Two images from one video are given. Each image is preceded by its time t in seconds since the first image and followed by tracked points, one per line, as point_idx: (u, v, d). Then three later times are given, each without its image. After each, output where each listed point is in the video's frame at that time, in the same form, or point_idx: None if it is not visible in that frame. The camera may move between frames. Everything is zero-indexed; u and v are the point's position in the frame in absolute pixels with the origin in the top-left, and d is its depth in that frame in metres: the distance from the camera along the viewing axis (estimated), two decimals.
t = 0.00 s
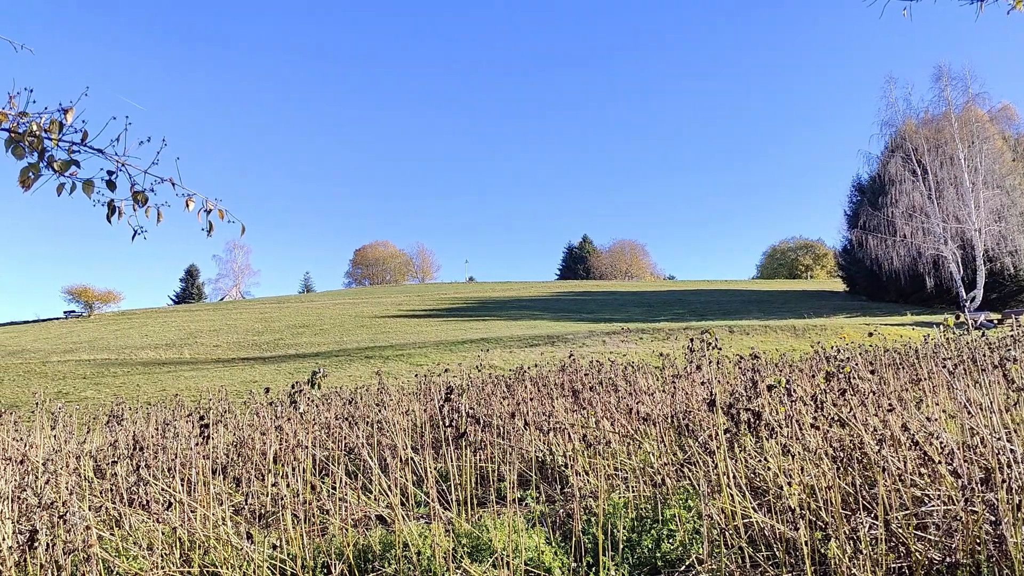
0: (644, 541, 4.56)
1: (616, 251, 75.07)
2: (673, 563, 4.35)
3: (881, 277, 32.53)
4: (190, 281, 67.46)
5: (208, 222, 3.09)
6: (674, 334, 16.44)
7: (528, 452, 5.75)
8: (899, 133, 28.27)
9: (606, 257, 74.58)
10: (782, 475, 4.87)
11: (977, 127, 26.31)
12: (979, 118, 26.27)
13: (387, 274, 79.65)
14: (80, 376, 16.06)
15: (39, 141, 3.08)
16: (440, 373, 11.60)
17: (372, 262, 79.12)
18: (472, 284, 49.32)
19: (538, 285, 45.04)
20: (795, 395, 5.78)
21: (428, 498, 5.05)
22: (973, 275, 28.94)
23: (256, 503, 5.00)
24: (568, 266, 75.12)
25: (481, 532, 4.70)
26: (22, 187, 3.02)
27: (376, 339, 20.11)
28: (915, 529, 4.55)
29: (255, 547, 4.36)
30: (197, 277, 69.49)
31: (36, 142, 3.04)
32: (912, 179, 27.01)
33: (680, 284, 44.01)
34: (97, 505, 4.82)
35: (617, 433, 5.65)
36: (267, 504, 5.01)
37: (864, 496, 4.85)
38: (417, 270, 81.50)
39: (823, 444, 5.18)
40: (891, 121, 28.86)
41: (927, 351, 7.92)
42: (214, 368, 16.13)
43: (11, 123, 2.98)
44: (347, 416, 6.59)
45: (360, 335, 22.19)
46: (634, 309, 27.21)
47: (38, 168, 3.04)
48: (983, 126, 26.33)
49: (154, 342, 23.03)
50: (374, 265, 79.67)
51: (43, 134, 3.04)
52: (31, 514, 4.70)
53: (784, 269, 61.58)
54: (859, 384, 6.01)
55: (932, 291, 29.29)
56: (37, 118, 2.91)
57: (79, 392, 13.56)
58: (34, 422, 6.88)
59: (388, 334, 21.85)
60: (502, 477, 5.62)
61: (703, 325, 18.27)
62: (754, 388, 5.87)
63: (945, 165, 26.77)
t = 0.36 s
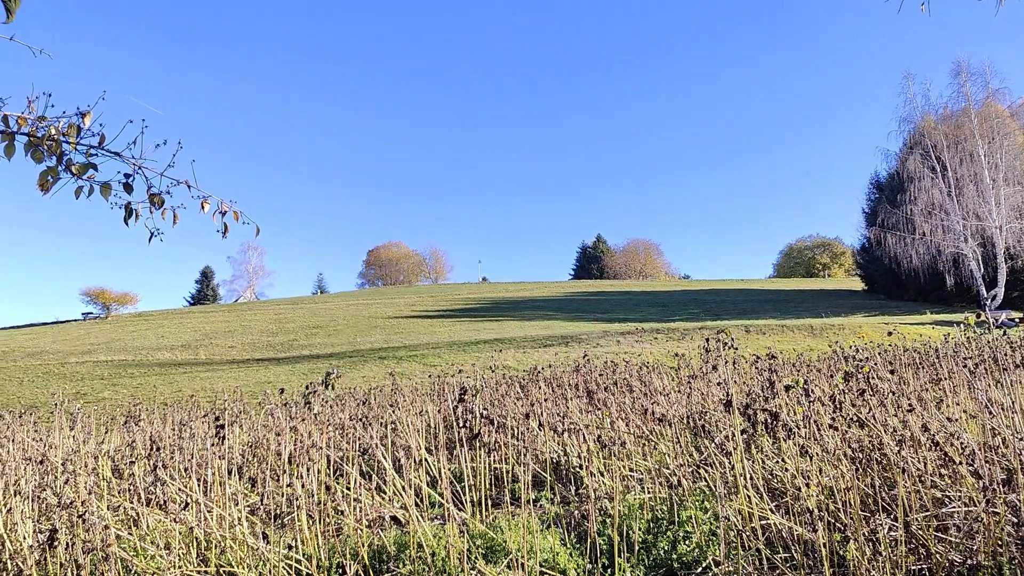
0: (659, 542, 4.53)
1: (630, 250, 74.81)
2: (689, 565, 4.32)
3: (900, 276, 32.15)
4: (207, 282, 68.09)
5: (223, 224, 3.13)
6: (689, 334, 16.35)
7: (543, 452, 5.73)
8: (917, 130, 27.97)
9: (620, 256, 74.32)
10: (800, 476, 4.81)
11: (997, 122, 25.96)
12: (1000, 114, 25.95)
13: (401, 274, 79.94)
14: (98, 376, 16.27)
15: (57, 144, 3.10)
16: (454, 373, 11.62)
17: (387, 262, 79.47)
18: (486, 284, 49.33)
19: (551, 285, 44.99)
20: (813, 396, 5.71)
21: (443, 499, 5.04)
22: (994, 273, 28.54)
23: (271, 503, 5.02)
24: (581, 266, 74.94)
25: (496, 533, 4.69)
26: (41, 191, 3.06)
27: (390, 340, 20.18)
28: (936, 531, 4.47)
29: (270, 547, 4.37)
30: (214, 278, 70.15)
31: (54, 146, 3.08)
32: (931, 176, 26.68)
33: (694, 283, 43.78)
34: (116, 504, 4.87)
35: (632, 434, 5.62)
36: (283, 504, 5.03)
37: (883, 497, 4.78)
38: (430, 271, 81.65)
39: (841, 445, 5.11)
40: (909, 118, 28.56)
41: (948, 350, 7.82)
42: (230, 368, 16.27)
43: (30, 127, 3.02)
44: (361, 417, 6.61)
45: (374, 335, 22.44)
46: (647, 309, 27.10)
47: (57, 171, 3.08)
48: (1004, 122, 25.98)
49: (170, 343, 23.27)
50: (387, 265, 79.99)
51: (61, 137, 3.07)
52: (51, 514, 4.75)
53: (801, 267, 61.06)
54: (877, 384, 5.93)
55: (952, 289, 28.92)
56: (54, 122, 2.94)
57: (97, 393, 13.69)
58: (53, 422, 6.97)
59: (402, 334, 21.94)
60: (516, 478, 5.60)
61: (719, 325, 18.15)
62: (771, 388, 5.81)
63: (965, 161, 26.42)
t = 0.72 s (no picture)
0: (674, 542, 4.54)
1: (643, 250, 74.58)
2: (703, 564, 4.32)
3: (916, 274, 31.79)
4: (222, 284, 68.62)
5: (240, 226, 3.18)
6: (702, 333, 16.28)
7: (557, 451, 5.73)
8: (933, 127, 27.68)
9: (632, 256, 74.05)
10: (815, 476, 4.79)
11: (1015, 118, 25.58)
12: (1018, 109, 25.58)
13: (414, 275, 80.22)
14: (116, 377, 16.45)
15: (77, 149, 3.15)
16: (467, 373, 11.65)
17: (400, 263, 79.80)
18: (498, 284, 49.33)
19: (563, 285, 44.91)
20: (829, 395, 5.68)
21: (457, 498, 5.06)
22: (1012, 270, 28.16)
23: (287, 502, 5.07)
24: (594, 266, 74.75)
25: (510, 531, 4.70)
26: (62, 195, 3.11)
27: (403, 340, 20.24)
28: (952, 531, 4.44)
29: (287, 545, 4.42)
30: (229, 279, 70.72)
31: (74, 150, 3.13)
32: (948, 173, 26.32)
33: (707, 283, 43.54)
34: (135, 503, 4.93)
35: (646, 433, 5.60)
36: (299, 503, 5.07)
37: (900, 497, 4.74)
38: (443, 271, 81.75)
39: (857, 444, 5.08)
40: (925, 114, 28.25)
41: (966, 348, 7.76)
42: (246, 369, 16.38)
43: (50, 132, 3.07)
44: (376, 416, 6.65)
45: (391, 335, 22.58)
46: (659, 308, 26.99)
47: (76, 175, 3.14)
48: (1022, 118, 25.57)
49: (185, 343, 23.49)
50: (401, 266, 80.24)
51: (81, 142, 3.13)
52: (71, 512, 4.81)
53: (816, 266, 60.60)
54: (894, 383, 5.89)
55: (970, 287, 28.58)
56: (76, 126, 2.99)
57: (115, 393, 13.84)
58: (74, 421, 7.07)
59: (416, 334, 22.03)
60: (531, 477, 5.61)
61: (733, 324, 18.06)
62: (786, 387, 5.77)
63: (982, 158, 26.01)
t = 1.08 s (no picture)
0: (688, 543, 4.52)
1: (655, 249, 74.34)
2: (719, 565, 4.29)
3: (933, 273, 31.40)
4: (236, 284, 69.17)
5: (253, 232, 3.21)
6: (716, 333, 16.20)
7: (570, 452, 5.72)
8: (950, 123, 27.38)
9: (644, 255, 73.80)
10: (831, 476, 4.75)
11: None
12: None
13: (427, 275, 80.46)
14: (133, 378, 16.62)
15: (95, 155, 3.19)
16: (480, 373, 11.68)
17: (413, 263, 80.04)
18: (511, 284, 49.35)
19: (574, 285, 44.85)
20: (844, 395, 5.63)
21: (471, 498, 5.07)
22: None
23: (302, 502, 5.10)
24: (606, 265, 74.57)
25: (524, 532, 4.70)
26: (81, 200, 3.18)
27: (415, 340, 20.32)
28: (971, 533, 4.38)
29: (302, 544, 4.44)
30: (243, 280, 71.30)
31: (92, 156, 3.18)
32: (964, 171, 26.03)
33: (720, 282, 43.30)
34: (152, 503, 4.97)
35: (660, 433, 5.58)
36: (314, 503, 5.09)
37: (917, 498, 4.69)
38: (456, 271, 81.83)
39: (873, 444, 5.03)
40: (941, 111, 27.94)
41: (984, 348, 7.67)
42: (260, 370, 16.48)
43: (70, 138, 3.14)
44: (389, 417, 6.68)
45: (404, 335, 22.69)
46: (672, 308, 26.87)
47: (96, 180, 3.20)
48: None
49: (200, 344, 23.71)
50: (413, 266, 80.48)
51: (99, 148, 3.18)
52: (90, 512, 4.86)
53: (831, 264, 60.06)
54: (910, 383, 5.82)
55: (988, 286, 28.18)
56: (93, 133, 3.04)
57: (131, 394, 13.97)
58: (93, 422, 7.15)
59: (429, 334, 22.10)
60: (544, 478, 5.61)
61: (747, 323, 17.97)
62: (801, 387, 5.72)
63: (999, 155, 25.94)
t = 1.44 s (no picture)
0: (704, 543, 4.48)
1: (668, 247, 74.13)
2: (735, 566, 4.26)
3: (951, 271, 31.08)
4: (249, 285, 69.70)
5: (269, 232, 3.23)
6: (731, 332, 16.15)
7: (584, 452, 5.71)
8: (967, 120, 27.20)
9: (657, 254, 73.54)
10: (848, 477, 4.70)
11: None
12: None
13: (439, 275, 80.64)
14: (149, 378, 16.78)
15: (115, 158, 3.24)
16: (493, 373, 11.70)
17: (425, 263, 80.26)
18: (522, 284, 49.30)
19: (586, 284, 44.79)
20: (861, 395, 5.58)
21: (485, 498, 5.07)
22: None
23: (317, 501, 5.11)
24: (618, 263, 74.34)
25: (538, 532, 4.69)
26: (102, 204, 3.23)
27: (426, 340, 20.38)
28: (991, 534, 4.31)
29: (318, 544, 4.45)
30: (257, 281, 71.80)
31: (113, 160, 3.22)
32: (983, 167, 25.91)
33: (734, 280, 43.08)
34: (169, 503, 5.00)
35: (674, 434, 5.55)
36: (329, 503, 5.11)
37: (935, 498, 4.63)
38: (468, 271, 81.88)
39: (890, 445, 4.98)
40: (959, 107, 27.74)
41: (1004, 347, 7.59)
42: (274, 370, 16.57)
43: (91, 142, 3.19)
44: (403, 417, 6.70)
45: (416, 334, 22.77)
46: (685, 307, 26.78)
47: (115, 183, 3.25)
48: None
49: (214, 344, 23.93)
50: (425, 265, 80.61)
51: (119, 152, 3.23)
52: (108, 511, 4.91)
53: (847, 263, 59.55)
54: (928, 383, 5.77)
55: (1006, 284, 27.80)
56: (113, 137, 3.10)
57: (147, 394, 14.11)
58: (110, 422, 7.22)
59: (443, 334, 22.17)
60: (558, 478, 5.59)
61: (760, 323, 17.88)
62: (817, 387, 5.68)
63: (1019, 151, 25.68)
